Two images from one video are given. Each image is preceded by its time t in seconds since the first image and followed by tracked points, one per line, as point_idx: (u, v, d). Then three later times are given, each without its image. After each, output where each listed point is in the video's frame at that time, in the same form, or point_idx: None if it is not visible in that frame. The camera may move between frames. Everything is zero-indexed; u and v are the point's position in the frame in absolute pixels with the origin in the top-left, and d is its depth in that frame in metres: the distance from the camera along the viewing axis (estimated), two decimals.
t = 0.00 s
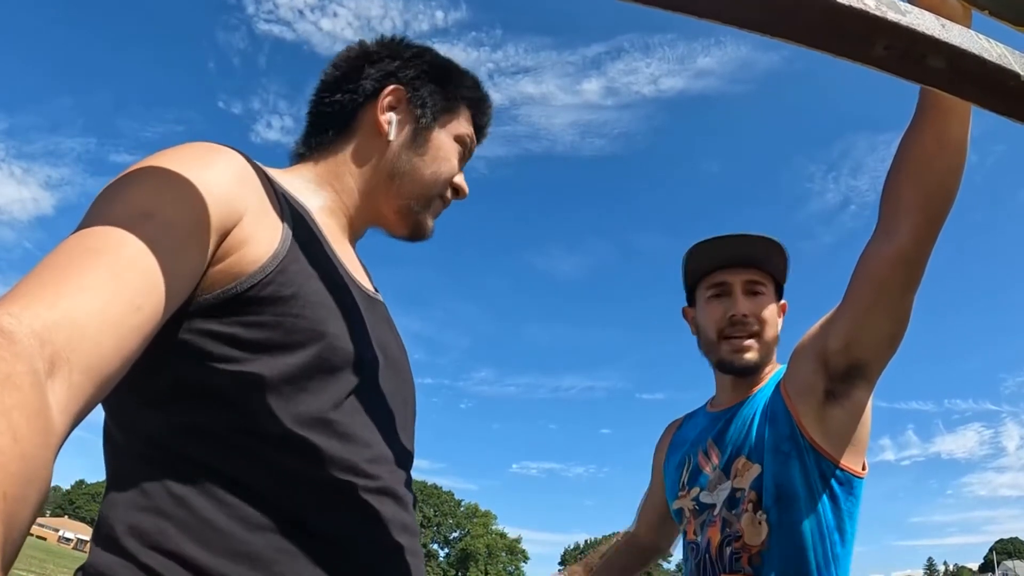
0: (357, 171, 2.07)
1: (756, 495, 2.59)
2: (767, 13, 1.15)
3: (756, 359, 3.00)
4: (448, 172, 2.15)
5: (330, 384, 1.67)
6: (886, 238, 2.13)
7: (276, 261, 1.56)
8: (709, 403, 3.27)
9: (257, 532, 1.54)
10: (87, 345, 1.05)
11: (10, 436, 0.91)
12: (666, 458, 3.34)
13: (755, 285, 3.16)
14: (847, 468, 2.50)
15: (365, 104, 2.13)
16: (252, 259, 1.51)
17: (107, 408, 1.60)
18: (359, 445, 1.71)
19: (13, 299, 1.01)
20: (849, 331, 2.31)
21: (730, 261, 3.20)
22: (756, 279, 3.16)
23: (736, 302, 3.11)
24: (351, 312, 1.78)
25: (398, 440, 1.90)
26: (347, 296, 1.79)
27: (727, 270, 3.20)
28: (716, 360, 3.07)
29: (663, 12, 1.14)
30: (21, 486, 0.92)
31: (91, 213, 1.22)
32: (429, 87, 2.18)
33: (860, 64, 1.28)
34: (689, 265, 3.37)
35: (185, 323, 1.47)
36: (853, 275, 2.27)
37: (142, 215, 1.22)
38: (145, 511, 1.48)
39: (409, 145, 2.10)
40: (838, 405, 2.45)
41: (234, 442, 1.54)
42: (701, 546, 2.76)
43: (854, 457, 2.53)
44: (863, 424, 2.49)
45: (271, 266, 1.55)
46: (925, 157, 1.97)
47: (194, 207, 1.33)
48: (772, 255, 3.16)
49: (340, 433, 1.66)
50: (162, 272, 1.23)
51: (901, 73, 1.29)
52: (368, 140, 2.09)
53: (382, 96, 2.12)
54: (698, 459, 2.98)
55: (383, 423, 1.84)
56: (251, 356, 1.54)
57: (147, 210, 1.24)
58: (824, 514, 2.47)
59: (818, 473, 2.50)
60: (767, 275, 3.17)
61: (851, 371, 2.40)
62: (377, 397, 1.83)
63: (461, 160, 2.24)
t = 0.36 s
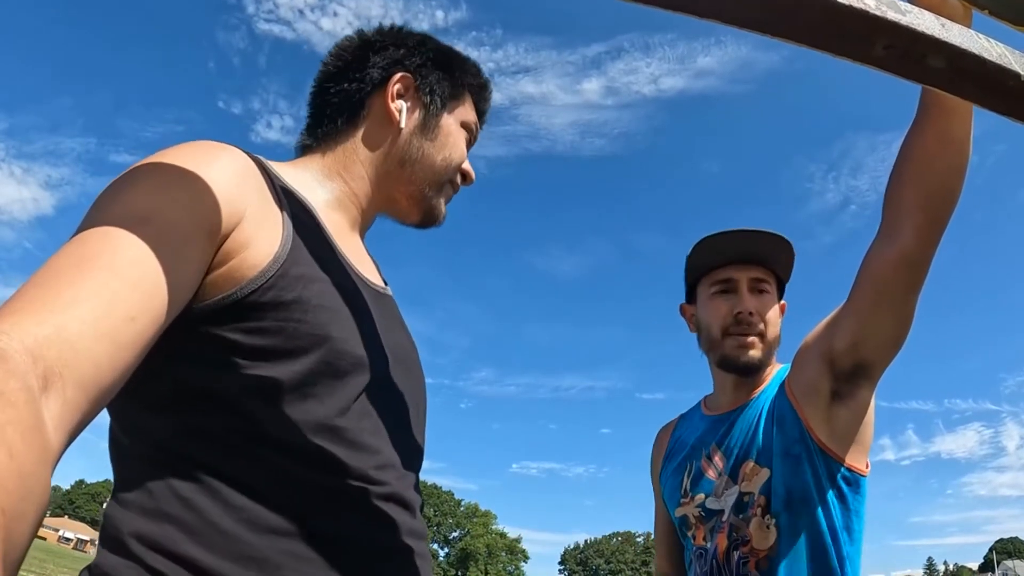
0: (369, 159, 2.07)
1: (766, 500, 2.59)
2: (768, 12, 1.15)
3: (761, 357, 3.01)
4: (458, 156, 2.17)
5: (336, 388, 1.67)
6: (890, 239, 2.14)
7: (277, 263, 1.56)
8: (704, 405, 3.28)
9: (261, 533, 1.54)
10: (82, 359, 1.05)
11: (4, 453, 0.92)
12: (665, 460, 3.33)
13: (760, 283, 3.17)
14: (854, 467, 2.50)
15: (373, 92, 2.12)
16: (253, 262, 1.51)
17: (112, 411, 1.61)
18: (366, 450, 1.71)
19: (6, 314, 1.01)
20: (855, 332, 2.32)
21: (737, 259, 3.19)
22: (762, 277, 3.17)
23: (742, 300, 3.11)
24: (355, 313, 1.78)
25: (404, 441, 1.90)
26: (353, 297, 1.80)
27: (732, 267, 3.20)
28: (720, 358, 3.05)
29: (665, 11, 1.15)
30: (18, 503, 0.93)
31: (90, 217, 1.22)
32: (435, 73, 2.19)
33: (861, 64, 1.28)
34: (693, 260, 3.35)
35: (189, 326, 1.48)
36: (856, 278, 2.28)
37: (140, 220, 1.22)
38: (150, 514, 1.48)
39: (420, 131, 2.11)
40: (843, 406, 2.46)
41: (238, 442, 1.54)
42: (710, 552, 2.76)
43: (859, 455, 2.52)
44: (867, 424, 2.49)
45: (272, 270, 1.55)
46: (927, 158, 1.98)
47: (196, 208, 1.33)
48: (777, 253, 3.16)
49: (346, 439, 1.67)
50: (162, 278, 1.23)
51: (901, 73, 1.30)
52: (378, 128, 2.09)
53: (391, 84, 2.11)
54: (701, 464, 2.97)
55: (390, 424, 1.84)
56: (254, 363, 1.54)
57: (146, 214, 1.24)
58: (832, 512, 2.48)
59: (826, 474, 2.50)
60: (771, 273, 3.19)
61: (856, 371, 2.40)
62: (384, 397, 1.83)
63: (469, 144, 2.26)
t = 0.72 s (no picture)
0: (371, 158, 2.07)
1: (767, 501, 2.58)
2: (768, 12, 1.15)
3: (764, 357, 3.00)
4: (462, 151, 2.17)
5: (345, 389, 1.67)
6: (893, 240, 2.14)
7: (285, 263, 1.56)
8: (706, 405, 3.28)
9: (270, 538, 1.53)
10: (87, 362, 1.05)
11: (12, 456, 0.92)
12: (667, 462, 3.34)
13: (759, 283, 3.18)
14: (856, 469, 2.50)
15: (373, 91, 2.13)
16: (260, 262, 1.51)
17: (118, 412, 1.61)
18: (374, 450, 1.70)
19: (12, 318, 1.01)
20: (857, 334, 2.31)
21: (736, 259, 3.20)
22: (761, 276, 3.18)
23: (743, 301, 3.11)
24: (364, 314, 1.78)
25: (413, 443, 1.89)
26: (360, 297, 1.80)
27: (731, 268, 3.21)
28: (722, 359, 3.05)
29: (666, 11, 1.14)
30: (25, 505, 0.93)
31: (95, 219, 1.22)
32: (434, 70, 2.19)
33: (861, 65, 1.28)
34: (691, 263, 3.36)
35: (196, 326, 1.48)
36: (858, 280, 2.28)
37: (145, 222, 1.22)
38: (158, 515, 1.48)
39: (422, 127, 2.11)
40: (846, 407, 2.45)
41: (243, 443, 1.54)
42: (712, 554, 2.76)
43: (861, 457, 2.52)
44: (869, 425, 2.50)
45: (280, 271, 1.54)
46: (929, 159, 1.98)
47: (203, 209, 1.33)
48: (776, 253, 3.17)
49: (355, 439, 1.66)
50: (168, 280, 1.23)
51: (902, 74, 1.30)
52: (379, 127, 2.09)
53: (390, 82, 2.12)
54: (703, 466, 2.96)
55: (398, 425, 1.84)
56: (264, 363, 1.54)
57: (151, 216, 1.23)
58: (832, 515, 2.48)
59: (827, 475, 2.50)
60: (772, 273, 3.20)
61: (859, 373, 2.40)
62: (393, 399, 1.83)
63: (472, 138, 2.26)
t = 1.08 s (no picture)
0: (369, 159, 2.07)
1: (762, 499, 2.58)
2: (769, 12, 1.15)
3: (749, 358, 2.99)
4: (460, 151, 2.17)
5: (346, 387, 1.67)
6: (892, 241, 2.14)
7: (283, 262, 1.56)
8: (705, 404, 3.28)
9: (268, 537, 1.52)
10: (87, 361, 1.05)
11: (11, 453, 0.92)
12: (664, 459, 3.34)
13: (749, 285, 3.16)
14: (852, 471, 2.50)
15: (371, 92, 2.13)
16: (258, 261, 1.51)
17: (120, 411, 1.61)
18: (376, 449, 1.70)
19: (11, 317, 1.01)
20: (857, 334, 2.31)
21: (724, 262, 3.22)
22: (750, 278, 3.17)
23: (727, 303, 3.12)
24: (365, 312, 1.78)
25: (418, 442, 1.89)
26: (362, 297, 1.80)
27: (721, 270, 3.23)
28: (710, 361, 3.08)
29: (666, 10, 1.14)
30: (24, 503, 0.93)
31: (94, 220, 1.22)
32: (432, 70, 2.19)
33: (861, 65, 1.28)
34: (686, 267, 3.41)
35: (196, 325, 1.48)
36: (857, 280, 2.28)
37: (144, 222, 1.22)
38: (157, 514, 1.48)
39: (419, 127, 2.11)
40: (844, 408, 2.45)
41: (245, 442, 1.54)
42: (706, 551, 2.75)
43: (858, 459, 2.52)
44: (868, 425, 2.50)
45: (278, 268, 1.55)
46: (928, 159, 1.98)
47: (201, 209, 1.33)
48: (764, 254, 3.14)
49: (357, 437, 1.66)
50: (168, 280, 1.23)
51: (901, 74, 1.30)
52: (376, 127, 2.09)
53: (387, 82, 2.12)
54: (699, 462, 2.96)
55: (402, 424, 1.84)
56: (264, 361, 1.54)
57: (150, 216, 1.24)
58: (831, 516, 2.48)
59: (824, 476, 2.50)
60: (765, 275, 3.16)
61: (857, 373, 2.40)
62: (395, 395, 1.83)
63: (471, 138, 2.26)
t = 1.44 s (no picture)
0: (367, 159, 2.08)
1: (757, 501, 2.59)
2: (765, 14, 1.15)
3: (746, 357, 3.01)
4: (458, 152, 2.18)
5: (353, 383, 1.67)
6: (891, 242, 2.15)
7: (288, 257, 1.57)
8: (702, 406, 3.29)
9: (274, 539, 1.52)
10: (90, 359, 1.06)
11: (15, 454, 0.93)
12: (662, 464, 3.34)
13: (741, 283, 3.18)
14: (852, 472, 2.51)
15: (369, 92, 2.14)
16: (264, 256, 1.52)
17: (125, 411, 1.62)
18: (381, 448, 1.70)
19: (15, 316, 1.02)
20: (853, 335, 2.32)
21: (715, 262, 3.23)
22: (742, 277, 3.18)
23: (722, 302, 3.13)
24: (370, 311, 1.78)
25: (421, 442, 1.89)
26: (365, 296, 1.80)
27: (712, 270, 3.24)
28: (707, 362, 3.08)
29: (663, 13, 1.15)
30: (28, 503, 0.93)
31: (98, 217, 1.23)
32: (430, 71, 2.19)
33: (859, 68, 1.29)
34: (677, 269, 3.41)
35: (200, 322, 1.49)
36: (856, 280, 2.29)
37: (147, 219, 1.23)
38: (162, 513, 1.49)
39: (417, 128, 2.12)
40: (839, 410, 2.46)
41: (248, 442, 1.55)
42: (702, 553, 2.75)
43: (856, 460, 2.53)
44: (863, 428, 2.50)
45: (284, 263, 1.55)
46: (928, 160, 1.98)
47: (205, 205, 1.34)
48: (754, 252, 3.16)
49: (363, 435, 1.66)
50: (171, 277, 1.24)
51: (898, 77, 1.30)
52: (374, 127, 2.09)
53: (386, 83, 2.12)
54: (696, 465, 2.97)
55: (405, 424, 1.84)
56: (272, 356, 1.55)
57: (153, 213, 1.24)
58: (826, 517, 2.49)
59: (821, 477, 2.51)
60: (755, 273, 3.18)
61: (854, 374, 2.40)
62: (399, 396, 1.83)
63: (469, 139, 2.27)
